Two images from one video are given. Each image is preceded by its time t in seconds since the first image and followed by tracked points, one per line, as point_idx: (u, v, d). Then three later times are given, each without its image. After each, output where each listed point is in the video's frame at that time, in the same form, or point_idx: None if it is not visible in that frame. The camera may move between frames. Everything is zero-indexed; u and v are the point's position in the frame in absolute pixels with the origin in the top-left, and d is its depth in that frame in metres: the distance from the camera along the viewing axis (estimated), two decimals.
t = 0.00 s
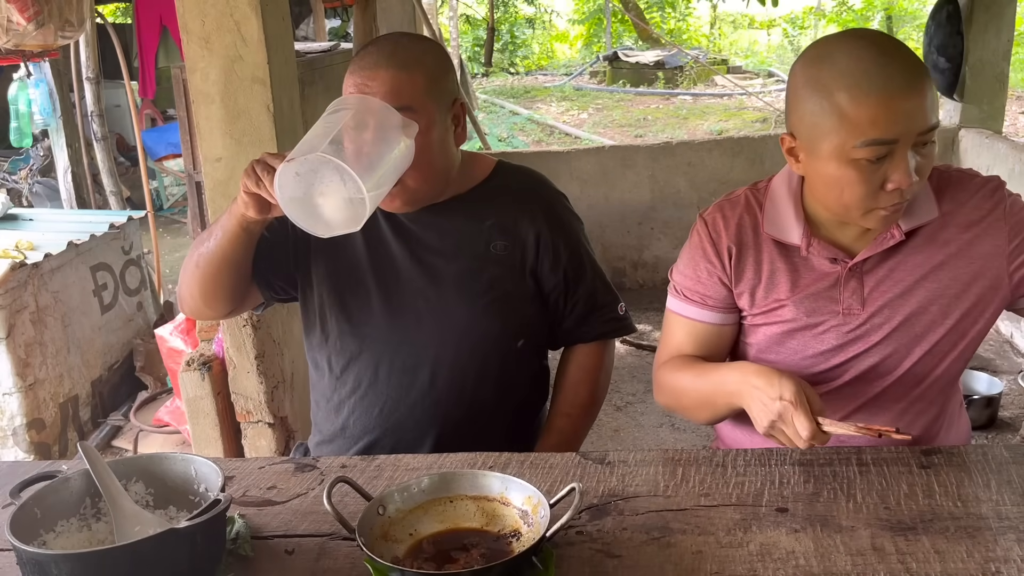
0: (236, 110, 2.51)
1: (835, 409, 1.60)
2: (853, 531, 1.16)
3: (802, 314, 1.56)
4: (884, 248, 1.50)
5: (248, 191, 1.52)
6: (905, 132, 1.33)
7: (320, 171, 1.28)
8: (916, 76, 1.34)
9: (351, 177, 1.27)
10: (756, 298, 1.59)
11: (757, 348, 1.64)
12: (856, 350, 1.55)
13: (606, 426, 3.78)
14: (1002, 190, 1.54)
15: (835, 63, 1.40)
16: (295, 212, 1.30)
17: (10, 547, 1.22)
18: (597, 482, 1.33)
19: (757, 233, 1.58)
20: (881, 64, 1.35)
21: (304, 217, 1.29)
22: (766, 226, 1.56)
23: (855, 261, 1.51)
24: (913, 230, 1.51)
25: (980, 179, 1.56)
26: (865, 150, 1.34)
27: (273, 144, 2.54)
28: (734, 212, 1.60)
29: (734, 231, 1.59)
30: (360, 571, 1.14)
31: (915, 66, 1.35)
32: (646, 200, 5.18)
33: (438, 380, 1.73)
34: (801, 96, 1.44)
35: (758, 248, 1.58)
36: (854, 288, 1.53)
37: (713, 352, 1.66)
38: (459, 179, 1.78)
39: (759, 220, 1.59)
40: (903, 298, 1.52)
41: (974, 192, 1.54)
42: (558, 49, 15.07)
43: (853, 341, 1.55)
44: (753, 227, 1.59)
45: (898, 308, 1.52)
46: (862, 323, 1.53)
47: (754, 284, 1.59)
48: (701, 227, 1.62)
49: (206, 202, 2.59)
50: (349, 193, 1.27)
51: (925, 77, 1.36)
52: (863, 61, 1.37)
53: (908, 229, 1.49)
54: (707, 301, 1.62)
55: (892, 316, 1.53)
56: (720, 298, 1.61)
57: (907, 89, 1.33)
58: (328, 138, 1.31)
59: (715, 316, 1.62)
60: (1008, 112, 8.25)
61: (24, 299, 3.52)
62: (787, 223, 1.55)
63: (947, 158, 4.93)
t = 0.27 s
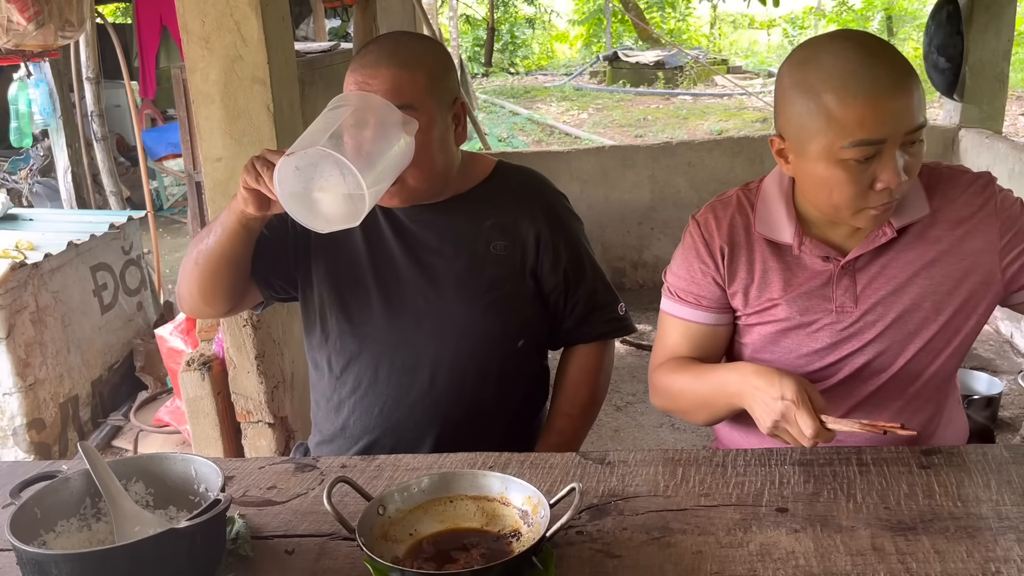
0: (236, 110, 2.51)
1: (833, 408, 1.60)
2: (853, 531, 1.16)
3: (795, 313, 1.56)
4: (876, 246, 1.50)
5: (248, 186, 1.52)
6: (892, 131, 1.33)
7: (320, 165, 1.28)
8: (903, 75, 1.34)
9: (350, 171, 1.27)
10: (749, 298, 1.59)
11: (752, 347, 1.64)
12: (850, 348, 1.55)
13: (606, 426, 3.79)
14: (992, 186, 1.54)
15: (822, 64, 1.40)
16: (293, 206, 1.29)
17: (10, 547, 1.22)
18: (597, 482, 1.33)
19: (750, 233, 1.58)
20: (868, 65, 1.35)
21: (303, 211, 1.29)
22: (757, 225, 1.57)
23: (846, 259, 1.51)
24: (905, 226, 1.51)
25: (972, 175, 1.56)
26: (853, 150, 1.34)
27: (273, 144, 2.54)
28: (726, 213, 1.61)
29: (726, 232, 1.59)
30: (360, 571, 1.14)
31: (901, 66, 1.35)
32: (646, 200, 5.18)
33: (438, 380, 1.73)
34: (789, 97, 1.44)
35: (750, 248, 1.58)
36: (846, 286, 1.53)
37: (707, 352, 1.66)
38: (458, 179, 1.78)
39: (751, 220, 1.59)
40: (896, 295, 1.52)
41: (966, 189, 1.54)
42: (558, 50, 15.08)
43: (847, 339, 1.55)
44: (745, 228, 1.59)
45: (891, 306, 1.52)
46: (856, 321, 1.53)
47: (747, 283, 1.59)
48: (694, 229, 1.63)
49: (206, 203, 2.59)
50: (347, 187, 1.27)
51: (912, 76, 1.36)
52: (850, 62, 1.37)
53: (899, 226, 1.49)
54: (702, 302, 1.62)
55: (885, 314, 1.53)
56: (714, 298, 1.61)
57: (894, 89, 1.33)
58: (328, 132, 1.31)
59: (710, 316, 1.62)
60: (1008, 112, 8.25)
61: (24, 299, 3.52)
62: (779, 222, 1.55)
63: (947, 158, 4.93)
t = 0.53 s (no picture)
0: (236, 110, 2.51)
1: (832, 409, 1.60)
2: (853, 531, 1.16)
3: (792, 312, 1.56)
4: (874, 245, 1.50)
5: (248, 182, 1.52)
6: (888, 131, 1.33)
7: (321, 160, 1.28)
8: (898, 75, 1.34)
9: (351, 167, 1.28)
10: (747, 297, 1.59)
11: (749, 346, 1.64)
12: (848, 347, 1.55)
13: (606, 426, 3.78)
14: (990, 186, 1.54)
15: (817, 64, 1.40)
16: (293, 201, 1.30)
17: (10, 547, 1.22)
18: (597, 482, 1.33)
19: (746, 232, 1.58)
20: (864, 64, 1.35)
21: (302, 207, 1.30)
22: (755, 224, 1.57)
23: (843, 258, 1.51)
24: (903, 226, 1.51)
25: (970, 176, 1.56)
26: (848, 150, 1.35)
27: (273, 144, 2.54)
28: (723, 212, 1.61)
29: (723, 231, 1.59)
30: (360, 571, 1.14)
31: (896, 65, 1.35)
32: (646, 200, 5.19)
33: (438, 381, 1.73)
34: (785, 97, 1.44)
35: (748, 247, 1.58)
36: (845, 286, 1.53)
37: (704, 351, 1.66)
38: (458, 179, 1.78)
39: (749, 219, 1.59)
40: (895, 295, 1.52)
41: (963, 189, 1.54)
42: (558, 50, 15.09)
43: (844, 339, 1.55)
44: (742, 227, 1.59)
45: (889, 304, 1.52)
46: (853, 320, 1.53)
47: (744, 282, 1.59)
48: (691, 228, 1.63)
49: (205, 203, 2.59)
50: (347, 182, 1.28)
51: (907, 76, 1.36)
52: (846, 62, 1.37)
53: (897, 226, 1.49)
54: (699, 301, 1.62)
55: (882, 312, 1.53)
56: (712, 297, 1.62)
57: (890, 88, 1.33)
58: (328, 128, 1.31)
59: (707, 315, 1.62)
60: (1008, 112, 8.24)
61: (24, 299, 3.52)
62: (776, 221, 1.55)
63: (947, 158, 4.93)
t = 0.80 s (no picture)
0: (236, 110, 2.51)
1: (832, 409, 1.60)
2: (853, 531, 1.16)
3: (794, 312, 1.56)
4: (875, 246, 1.50)
5: (247, 178, 1.52)
6: (894, 133, 1.33)
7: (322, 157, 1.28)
8: (904, 76, 1.34)
9: (349, 164, 1.27)
10: (749, 296, 1.59)
11: (750, 346, 1.64)
12: (849, 347, 1.55)
13: (606, 426, 3.78)
14: (991, 189, 1.54)
15: (823, 64, 1.40)
16: (292, 197, 1.30)
17: (10, 547, 1.22)
18: (597, 482, 1.33)
19: (749, 232, 1.59)
20: (869, 65, 1.35)
21: (302, 202, 1.30)
22: (757, 224, 1.57)
23: (846, 258, 1.51)
24: (904, 227, 1.51)
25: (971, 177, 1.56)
26: (854, 150, 1.35)
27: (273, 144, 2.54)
28: (726, 212, 1.61)
29: (725, 231, 1.59)
30: (360, 571, 1.15)
31: (902, 67, 1.35)
32: (646, 200, 5.19)
33: (438, 380, 1.73)
34: (790, 97, 1.44)
35: (750, 247, 1.58)
36: (846, 286, 1.53)
37: (706, 351, 1.66)
38: (460, 179, 1.78)
39: (750, 219, 1.59)
40: (895, 296, 1.52)
41: (965, 191, 1.54)
42: (558, 49, 15.10)
43: (845, 339, 1.55)
44: (744, 227, 1.59)
45: (890, 305, 1.52)
46: (855, 320, 1.53)
47: (745, 283, 1.59)
48: (692, 228, 1.62)
49: (206, 203, 2.59)
50: (344, 180, 1.28)
51: (912, 77, 1.36)
52: (851, 62, 1.37)
53: (899, 226, 1.49)
54: (700, 300, 1.62)
55: (884, 313, 1.53)
56: (714, 296, 1.61)
57: (895, 90, 1.33)
58: (327, 123, 1.31)
59: (709, 315, 1.62)
60: (1008, 111, 8.24)
61: (24, 299, 3.52)
62: (779, 221, 1.55)
63: (947, 158, 4.93)
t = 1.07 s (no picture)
0: (236, 110, 2.51)
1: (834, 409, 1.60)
2: (853, 531, 1.16)
3: (799, 312, 1.56)
4: (880, 247, 1.50)
5: (247, 174, 1.52)
6: (893, 134, 1.32)
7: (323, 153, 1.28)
8: (908, 79, 1.34)
9: (348, 161, 1.27)
10: (754, 295, 1.59)
11: (755, 345, 1.64)
12: (853, 348, 1.55)
13: (606, 426, 3.78)
14: (997, 195, 1.54)
15: (828, 62, 1.40)
16: (292, 195, 1.29)
17: (10, 547, 1.22)
18: (597, 482, 1.33)
19: (755, 231, 1.58)
20: (872, 66, 1.35)
21: (302, 201, 1.29)
22: (763, 223, 1.57)
23: (851, 259, 1.51)
24: (907, 227, 1.51)
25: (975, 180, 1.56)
26: (853, 150, 1.34)
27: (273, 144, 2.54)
28: (732, 209, 1.61)
29: (732, 229, 1.59)
30: (360, 571, 1.15)
31: (907, 69, 1.35)
32: (646, 200, 5.19)
33: (438, 380, 1.73)
34: (794, 95, 1.44)
35: (756, 246, 1.58)
36: (851, 287, 1.53)
37: (713, 352, 1.65)
38: (459, 179, 1.78)
39: (756, 218, 1.59)
40: (896, 296, 1.52)
41: (969, 193, 1.54)
42: (558, 50, 15.10)
43: (849, 339, 1.55)
44: (751, 225, 1.59)
45: (894, 306, 1.52)
46: (858, 321, 1.53)
47: (751, 281, 1.58)
48: (699, 225, 1.62)
49: (205, 203, 2.59)
50: (344, 178, 1.27)
51: (916, 77, 1.35)
52: (855, 62, 1.37)
53: (903, 227, 1.49)
54: (707, 298, 1.61)
55: (888, 314, 1.53)
56: (721, 295, 1.61)
57: (898, 91, 1.33)
58: (326, 120, 1.31)
59: (715, 314, 1.62)
60: (1008, 111, 8.23)
61: (24, 299, 3.52)
62: (784, 221, 1.55)
63: (947, 158, 4.93)
